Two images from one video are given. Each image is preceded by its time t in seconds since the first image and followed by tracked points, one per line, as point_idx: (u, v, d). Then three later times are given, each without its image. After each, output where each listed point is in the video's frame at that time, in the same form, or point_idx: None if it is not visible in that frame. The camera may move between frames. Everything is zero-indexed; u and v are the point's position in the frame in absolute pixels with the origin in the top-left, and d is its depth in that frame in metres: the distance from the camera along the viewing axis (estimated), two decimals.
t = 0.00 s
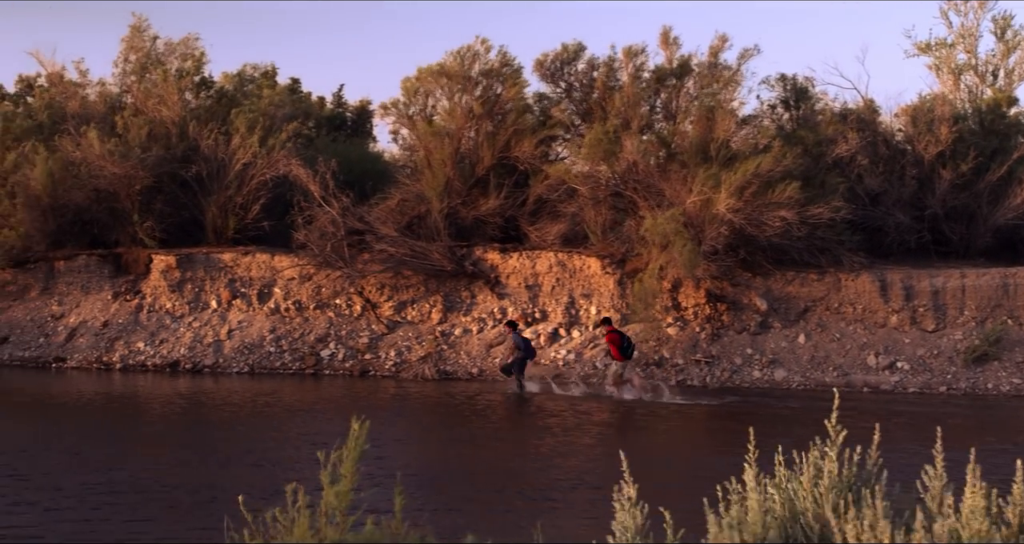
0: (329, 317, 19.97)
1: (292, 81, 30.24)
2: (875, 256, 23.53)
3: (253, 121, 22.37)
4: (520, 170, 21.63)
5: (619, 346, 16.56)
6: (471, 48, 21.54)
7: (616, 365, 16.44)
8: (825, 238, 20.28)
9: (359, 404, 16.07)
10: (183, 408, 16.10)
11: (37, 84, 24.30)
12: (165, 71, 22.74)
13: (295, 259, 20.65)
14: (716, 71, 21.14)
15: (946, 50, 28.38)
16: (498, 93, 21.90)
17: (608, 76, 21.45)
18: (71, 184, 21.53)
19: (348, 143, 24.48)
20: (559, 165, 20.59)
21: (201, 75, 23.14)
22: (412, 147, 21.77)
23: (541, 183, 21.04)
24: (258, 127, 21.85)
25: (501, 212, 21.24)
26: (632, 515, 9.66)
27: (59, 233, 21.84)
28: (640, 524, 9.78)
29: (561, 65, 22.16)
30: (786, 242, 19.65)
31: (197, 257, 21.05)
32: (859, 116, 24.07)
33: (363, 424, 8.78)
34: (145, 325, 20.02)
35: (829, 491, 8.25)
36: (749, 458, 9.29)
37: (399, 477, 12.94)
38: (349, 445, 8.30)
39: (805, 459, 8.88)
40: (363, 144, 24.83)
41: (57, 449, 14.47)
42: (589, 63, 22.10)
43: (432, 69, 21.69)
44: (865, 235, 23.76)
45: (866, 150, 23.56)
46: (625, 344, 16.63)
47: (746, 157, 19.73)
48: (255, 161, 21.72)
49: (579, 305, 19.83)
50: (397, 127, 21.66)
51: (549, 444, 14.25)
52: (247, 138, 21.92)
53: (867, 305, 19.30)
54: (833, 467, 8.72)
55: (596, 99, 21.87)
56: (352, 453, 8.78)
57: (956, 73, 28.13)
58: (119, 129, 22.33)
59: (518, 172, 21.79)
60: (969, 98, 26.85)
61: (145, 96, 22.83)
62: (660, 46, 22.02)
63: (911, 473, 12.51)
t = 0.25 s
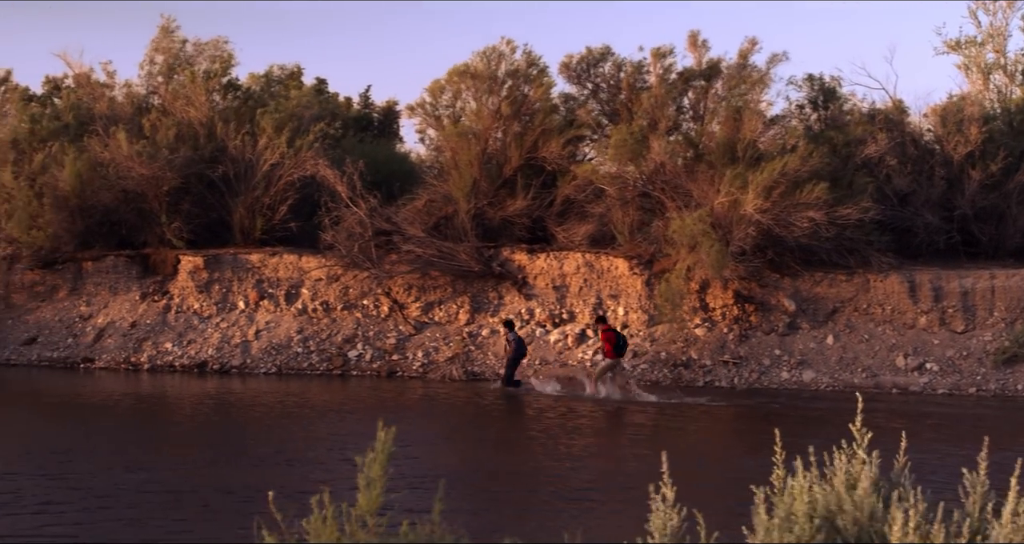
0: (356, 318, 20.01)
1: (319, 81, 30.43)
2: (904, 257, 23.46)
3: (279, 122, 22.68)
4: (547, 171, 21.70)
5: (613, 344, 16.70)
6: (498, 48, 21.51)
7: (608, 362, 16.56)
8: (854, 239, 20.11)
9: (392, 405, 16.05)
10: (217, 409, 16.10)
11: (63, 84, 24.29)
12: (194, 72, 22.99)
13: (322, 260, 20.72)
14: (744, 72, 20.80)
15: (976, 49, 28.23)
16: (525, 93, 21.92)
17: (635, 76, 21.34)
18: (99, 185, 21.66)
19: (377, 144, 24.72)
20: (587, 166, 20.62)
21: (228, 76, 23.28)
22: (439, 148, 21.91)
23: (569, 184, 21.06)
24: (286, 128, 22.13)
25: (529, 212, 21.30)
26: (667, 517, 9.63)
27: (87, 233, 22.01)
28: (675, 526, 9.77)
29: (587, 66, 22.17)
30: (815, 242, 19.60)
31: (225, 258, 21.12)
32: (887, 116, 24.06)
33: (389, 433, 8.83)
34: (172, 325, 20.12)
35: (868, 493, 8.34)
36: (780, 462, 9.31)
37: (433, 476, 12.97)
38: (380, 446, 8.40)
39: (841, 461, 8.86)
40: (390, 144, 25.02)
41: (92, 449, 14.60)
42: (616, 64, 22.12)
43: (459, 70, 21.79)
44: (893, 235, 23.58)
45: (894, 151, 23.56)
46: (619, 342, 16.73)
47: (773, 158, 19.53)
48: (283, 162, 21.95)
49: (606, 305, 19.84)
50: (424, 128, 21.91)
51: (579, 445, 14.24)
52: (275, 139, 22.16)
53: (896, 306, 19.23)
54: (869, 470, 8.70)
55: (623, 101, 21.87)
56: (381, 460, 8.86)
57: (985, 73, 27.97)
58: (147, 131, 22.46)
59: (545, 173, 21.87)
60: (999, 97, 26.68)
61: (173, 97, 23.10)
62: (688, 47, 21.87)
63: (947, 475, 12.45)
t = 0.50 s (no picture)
0: (384, 318, 20.15)
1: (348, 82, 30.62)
2: (933, 257, 23.06)
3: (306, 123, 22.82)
4: (575, 171, 21.75)
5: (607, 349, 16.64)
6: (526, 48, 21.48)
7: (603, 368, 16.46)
8: (883, 240, 20.01)
9: (425, 405, 16.09)
10: (255, 410, 16.11)
11: (93, 86, 24.86)
12: (221, 73, 23.18)
13: (350, 261, 20.85)
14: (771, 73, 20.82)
15: (1006, 47, 28.05)
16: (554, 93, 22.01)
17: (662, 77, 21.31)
18: (128, 186, 21.98)
19: (404, 145, 24.87)
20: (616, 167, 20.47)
21: (255, 77, 23.32)
22: (466, 148, 21.99)
23: (597, 184, 21.09)
24: (314, 129, 22.30)
25: (557, 213, 21.41)
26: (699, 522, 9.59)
27: (116, 234, 22.29)
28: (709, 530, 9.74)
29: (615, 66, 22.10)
30: (844, 243, 19.56)
31: (253, 258, 21.25)
32: (915, 116, 23.76)
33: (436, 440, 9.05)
34: (201, 326, 20.29)
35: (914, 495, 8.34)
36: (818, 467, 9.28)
37: (467, 476, 13.00)
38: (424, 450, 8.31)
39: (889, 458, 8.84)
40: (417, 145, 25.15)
41: (127, 446, 14.75)
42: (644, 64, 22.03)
43: (487, 70, 21.87)
44: (922, 236, 23.19)
45: (923, 151, 23.31)
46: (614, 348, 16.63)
47: (802, 158, 19.52)
48: (312, 162, 22.16)
49: (634, 306, 19.85)
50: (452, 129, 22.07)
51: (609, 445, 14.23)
52: (303, 139, 22.33)
53: (926, 307, 19.15)
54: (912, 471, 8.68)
55: (651, 101, 21.76)
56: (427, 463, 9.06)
57: (1016, 72, 27.81)
58: (175, 131, 22.62)
59: (573, 173, 21.89)
60: None
61: (201, 98, 23.35)
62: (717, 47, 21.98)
63: (984, 476, 12.37)
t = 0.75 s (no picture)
0: (413, 318, 20.34)
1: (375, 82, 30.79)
2: (963, 258, 22.76)
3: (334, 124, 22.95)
4: (604, 171, 21.61)
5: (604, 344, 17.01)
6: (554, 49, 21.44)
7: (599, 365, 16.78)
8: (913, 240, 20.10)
9: (457, 405, 16.14)
10: (287, 408, 16.22)
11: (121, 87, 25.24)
12: (248, 74, 23.33)
13: (379, 261, 21.07)
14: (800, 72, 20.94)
15: None
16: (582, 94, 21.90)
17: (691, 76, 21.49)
18: (156, 187, 22.28)
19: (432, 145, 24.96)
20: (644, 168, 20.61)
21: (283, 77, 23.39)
22: (495, 149, 21.84)
23: (626, 184, 21.04)
24: (342, 130, 22.32)
25: (585, 214, 21.30)
26: (736, 523, 9.57)
27: (144, 235, 22.67)
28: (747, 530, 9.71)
29: (643, 66, 22.28)
30: (873, 243, 19.55)
31: (281, 259, 21.48)
32: (946, 116, 23.44)
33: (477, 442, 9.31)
34: (229, 326, 20.59)
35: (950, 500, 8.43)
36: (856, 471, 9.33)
37: (500, 476, 13.01)
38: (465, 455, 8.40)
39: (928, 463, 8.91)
40: (445, 145, 25.23)
41: (163, 443, 14.88)
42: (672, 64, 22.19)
43: (516, 70, 21.76)
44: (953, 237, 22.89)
45: (952, 150, 22.92)
46: (609, 345, 17.00)
47: (832, 157, 19.37)
48: (340, 163, 22.17)
49: (663, 307, 19.81)
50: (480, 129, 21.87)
51: (643, 445, 14.21)
52: (331, 140, 22.40)
53: (956, 307, 19.07)
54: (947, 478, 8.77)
55: (679, 100, 22.06)
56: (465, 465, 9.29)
57: None
58: (203, 132, 22.80)
59: (601, 173, 21.76)
60: None
61: (229, 99, 23.52)
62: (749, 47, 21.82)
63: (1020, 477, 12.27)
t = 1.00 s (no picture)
0: (442, 318, 20.34)
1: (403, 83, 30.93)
2: (996, 258, 22.62)
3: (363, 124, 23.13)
4: (633, 171, 21.84)
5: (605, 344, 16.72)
6: (584, 48, 21.38)
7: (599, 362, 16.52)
8: (944, 240, 20.23)
9: (490, 404, 16.13)
10: (323, 406, 16.30)
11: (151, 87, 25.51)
12: (277, 74, 23.42)
13: (408, 261, 21.24)
14: (830, 70, 20.53)
15: None
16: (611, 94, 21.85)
17: (721, 75, 21.20)
18: (185, 187, 22.27)
19: (461, 145, 25.11)
20: (674, 167, 20.59)
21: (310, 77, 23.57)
22: (524, 149, 22.08)
23: (655, 184, 21.19)
24: (371, 130, 22.45)
25: (615, 213, 21.49)
26: (774, 524, 9.49)
27: (174, 235, 22.93)
28: (785, 532, 9.65)
29: (671, 65, 22.23)
30: (904, 243, 19.59)
31: (310, 259, 21.78)
32: (978, 115, 23.18)
33: (504, 440, 9.04)
34: (258, 326, 20.66)
35: (984, 496, 8.46)
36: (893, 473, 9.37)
37: (536, 476, 12.96)
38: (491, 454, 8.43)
39: (963, 463, 8.97)
40: (473, 145, 25.45)
41: (198, 441, 14.97)
42: (701, 64, 22.15)
43: (544, 70, 21.81)
44: (986, 237, 22.77)
45: (985, 150, 22.74)
46: (611, 343, 16.73)
47: (863, 157, 19.43)
48: (369, 163, 22.27)
49: (693, 307, 19.88)
50: (509, 129, 22.01)
51: (677, 445, 14.15)
52: (360, 140, 22.51)
53: (988, 307, 19.03)
54: (983, 475, 8.85)
55: (708, 99, 21.85)
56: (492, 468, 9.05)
57: None
58: (232, 131, 22.98)
59: (631, 173, 22.00)
60: None
61: (257, 100, 23.68)
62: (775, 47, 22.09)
63: None
